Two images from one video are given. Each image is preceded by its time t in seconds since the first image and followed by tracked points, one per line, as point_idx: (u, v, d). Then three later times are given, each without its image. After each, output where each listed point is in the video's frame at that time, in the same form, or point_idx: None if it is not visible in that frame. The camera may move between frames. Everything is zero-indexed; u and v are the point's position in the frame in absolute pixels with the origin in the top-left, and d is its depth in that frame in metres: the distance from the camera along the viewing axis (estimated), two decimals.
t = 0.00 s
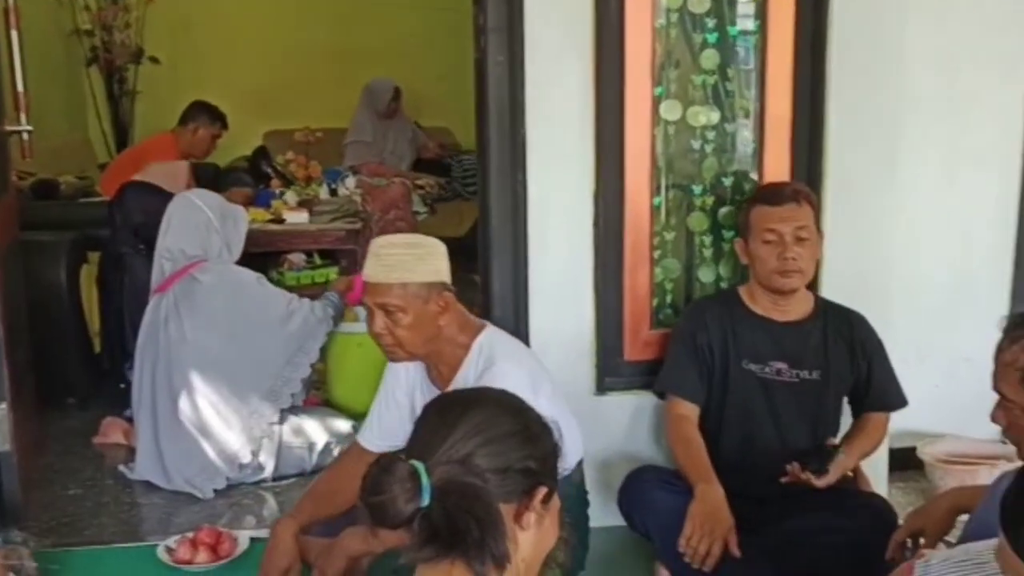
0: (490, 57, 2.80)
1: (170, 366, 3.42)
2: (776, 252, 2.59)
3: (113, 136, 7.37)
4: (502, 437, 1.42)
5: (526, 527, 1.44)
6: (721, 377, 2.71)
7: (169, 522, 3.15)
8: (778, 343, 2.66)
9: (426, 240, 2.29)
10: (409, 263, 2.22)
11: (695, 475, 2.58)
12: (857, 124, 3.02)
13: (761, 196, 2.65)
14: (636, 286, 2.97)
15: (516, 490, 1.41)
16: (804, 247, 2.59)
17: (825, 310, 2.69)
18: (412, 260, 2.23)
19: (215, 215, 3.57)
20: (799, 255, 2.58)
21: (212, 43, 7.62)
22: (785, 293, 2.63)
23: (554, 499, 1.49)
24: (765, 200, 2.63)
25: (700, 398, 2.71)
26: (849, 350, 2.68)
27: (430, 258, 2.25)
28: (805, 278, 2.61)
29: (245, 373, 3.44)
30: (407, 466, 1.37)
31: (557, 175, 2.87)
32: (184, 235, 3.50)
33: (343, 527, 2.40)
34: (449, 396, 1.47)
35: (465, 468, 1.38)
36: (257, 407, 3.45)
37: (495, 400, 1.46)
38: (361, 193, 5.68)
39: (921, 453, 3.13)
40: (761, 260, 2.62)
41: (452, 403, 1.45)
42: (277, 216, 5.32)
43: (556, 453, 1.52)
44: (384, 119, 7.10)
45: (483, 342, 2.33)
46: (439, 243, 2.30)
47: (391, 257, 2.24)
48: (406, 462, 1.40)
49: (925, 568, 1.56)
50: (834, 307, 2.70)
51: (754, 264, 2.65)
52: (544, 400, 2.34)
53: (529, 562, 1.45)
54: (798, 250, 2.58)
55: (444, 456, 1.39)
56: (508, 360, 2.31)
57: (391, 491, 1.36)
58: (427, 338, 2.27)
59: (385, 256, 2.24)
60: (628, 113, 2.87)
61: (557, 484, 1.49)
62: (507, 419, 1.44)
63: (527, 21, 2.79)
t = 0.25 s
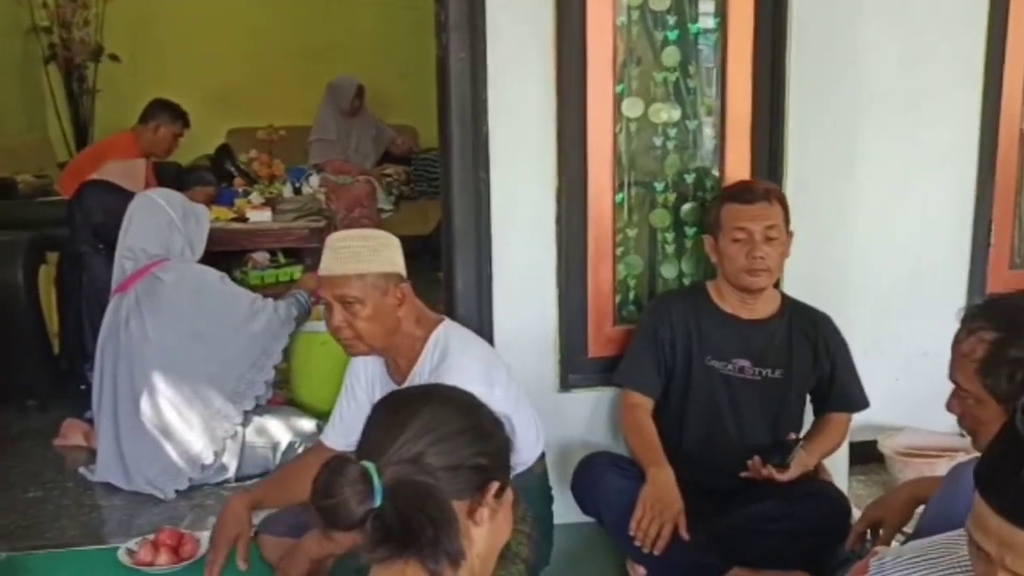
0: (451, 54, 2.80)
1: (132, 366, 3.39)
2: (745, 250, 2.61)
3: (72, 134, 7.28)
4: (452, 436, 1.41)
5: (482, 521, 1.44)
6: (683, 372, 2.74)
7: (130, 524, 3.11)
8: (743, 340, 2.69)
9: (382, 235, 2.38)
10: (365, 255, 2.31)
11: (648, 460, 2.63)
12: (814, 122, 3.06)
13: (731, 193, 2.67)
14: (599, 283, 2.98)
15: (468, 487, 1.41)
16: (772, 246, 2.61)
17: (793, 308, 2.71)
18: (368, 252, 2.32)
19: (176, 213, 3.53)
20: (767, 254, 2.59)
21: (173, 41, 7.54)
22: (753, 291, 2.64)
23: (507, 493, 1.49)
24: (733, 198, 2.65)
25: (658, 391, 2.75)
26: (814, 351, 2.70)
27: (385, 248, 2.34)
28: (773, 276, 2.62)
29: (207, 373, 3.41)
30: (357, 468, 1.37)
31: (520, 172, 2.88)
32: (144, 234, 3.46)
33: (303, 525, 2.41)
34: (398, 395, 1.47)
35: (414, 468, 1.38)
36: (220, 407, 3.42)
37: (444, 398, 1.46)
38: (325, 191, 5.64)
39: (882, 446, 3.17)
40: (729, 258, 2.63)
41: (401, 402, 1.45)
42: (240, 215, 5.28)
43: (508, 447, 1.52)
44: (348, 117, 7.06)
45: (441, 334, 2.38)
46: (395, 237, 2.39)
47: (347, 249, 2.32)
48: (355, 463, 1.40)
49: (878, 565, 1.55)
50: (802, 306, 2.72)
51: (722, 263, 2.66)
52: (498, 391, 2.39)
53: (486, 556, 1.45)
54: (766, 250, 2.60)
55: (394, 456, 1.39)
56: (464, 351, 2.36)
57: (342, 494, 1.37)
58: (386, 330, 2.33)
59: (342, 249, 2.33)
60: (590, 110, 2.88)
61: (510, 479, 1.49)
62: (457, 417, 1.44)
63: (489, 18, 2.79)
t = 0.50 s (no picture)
0: (422, 50, 2.79)
1: (105, 365, 3.36)
2: (713, 243, 2.62)
3: (41, 134, 7.21)
4: (415, 437, 1.50)
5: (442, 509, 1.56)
6: (656, 367, 2.76)
7: (103, 525, 3.09)
8: (714, 334, 2.71)
9: (358, 227, 2.38)
10: (341, 246, 2.33)
11: (623, 458, 2.65)
12: (784, 112, 3.08)
13: (700, 187, 2.69)
14: (573, 277, 2.99)
15: (430, 483, 1.50)
16: (741, 239, 2.62)
17: (764, 300, 2.73)
18: (343, 244, 2.33)
19: (150, 212, 3.51)
20: (737, 246, 2.61)
21: (142, 39, 7.48)
22: (723, 285, 2.65)
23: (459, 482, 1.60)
24: (702, 192, 2.67)
25: (632, 387, 2.77)
26: (786, 346, 2.72)
27: (359, 241, 2.35)
28: (744, 270, 2.64)
29: (181, 372, 3.39)
30: (329, 478, 1.41)
31: (491, 167, 2.88)
32: (117, 233, 3.44)
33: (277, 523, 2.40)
34: (358, 394, 1.52)
35: (382, 471, 1.45)
36: (194, 406, 3.40)
37: (404, 396, 1.53)
38: (298, 189, 5.61)
39: (855, 436, 3.19)
40: (699, 252, 2.64)
41: (363, 403, 1.51)
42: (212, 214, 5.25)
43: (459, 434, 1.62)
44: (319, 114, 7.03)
45: (418, 326, 2.39)
46: (370, 230, 2.40)
47: (324, 240, 2.34)
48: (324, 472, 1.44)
49: (850, 559, 1.51)
50: (772, 298, 2.74)
51: (693, 257, 2.67)
52: (471, 382, 2.38)
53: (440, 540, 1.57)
54: (735, 242, 2.61)
55: (356, 462, 1.45)
56: (436, 345, 2.35)
57: (314, 507, 1.39)
58: (361, 323, 2.34)
59: (319, 239, 2.34)
60: (561, 105, 2.89)
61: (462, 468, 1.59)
62: (417, 417, 1.52)
63: (458, 13, 2.79)
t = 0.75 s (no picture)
0: (385, 50, 2.78)
1: (71, 368, 3.30)
2: (661, 243, 2.63)
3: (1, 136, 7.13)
4: (364, 452, 1.53)
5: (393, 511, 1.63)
6: (611, 369, 2.78)
7: (66, 532, 3.06)
8: (661, 333, 2.72)
9: (325, 228, 2.36)
10: (307, 247, 2.30)
11: (583, 464, 2.68)
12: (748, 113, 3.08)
13: (646, 189, 2.69)
14: (539, 278, 2.99)
15: (381, 492, 1.55)
16: (688, 239, 2.63)
17: (715, 299, 2.73)
18: (310, 246, 2.31)
19: (117, 216, 3.45)
20: (683, 246, 2.61)
21: (104, 41, 7.41)
22: (672, 286, 2.66)
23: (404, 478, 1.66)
24: (648, 194, 2.67)
25: (589, 392, 2.76)
26: (736, 339, 2.72)
27: (326, 241, 2.33)
28: (691, 270, 2.65)
29: (150, 376, 3.37)
30: (300, 513, 1.45)
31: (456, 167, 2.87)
32: (83, 237, 3.38)
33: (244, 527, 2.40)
34: (301, 409, 1.53)
35: (334, 491, 1.49)
36: (163, 411, 3.38)
37: (349, 409, 1.54)
38: (264, 190, 5.53)
39: (820, 432, 3.22)
40: (647, 253, 2.65)
41: (308, 420, 1.52)
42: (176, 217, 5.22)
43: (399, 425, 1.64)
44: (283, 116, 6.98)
45: (386, 327, 2.38)
46: (337, 230, 2.38)
47: (291, 241, 2.32)
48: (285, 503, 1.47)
49: (814, 556, 1.49)
50: (724, 297, 2.74)
51: (641, 258, 2.68)
52: (438, 382, 2.36)
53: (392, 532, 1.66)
54: (682, 242, 2.61)
55: (317, 485, 1.49)
56: (404, 346, 2.34)
57: (286, 545, 1.43)
58: (329, 325, 2.33)
59: (286, 240, 2.32)
60: (525, 106, 2.89)
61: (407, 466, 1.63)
62: (361, 429, 1.54)
63: (421, 14, 2.78)
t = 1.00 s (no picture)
0: (341, 44, 2.76)
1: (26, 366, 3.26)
2: (599, 246, 2.64)
3: None
4: (295, 460, 1.42)
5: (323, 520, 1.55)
6: (557, 370, 2.79)
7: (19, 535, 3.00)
8: (605, 332, 2.75)
9: (282, 225, 2.34)
10: (264, 244, 2.28)
11: (538, 462, 2.68)
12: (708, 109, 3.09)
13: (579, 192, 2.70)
14: (498, 274, 2.99)
15: (315, 500, 1.45)
16: (625, 241, 2.64)
17: (656, 294, 2.76)
18: (266, 242, 2.29)
19: (74, 214, 3.37)
20: (622, 247, 2.62)
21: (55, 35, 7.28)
22: (613, 286, 2.68)
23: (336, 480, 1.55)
24: (582, 195, 2.68)
25: (538, 396, 2.78)
26: (683, 338, 2.75)
27: (283, 237, 2.31)
28: (631, 268, 2.66)
29: (106, 374, 3.33)
30: (231, 538, 1.32)
31: (414, 161, 2.86)
32: (38, 235, 3.29)
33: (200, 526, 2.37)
34: (221, 419, 1.41)
35: (266, 505, 1.38)
36: (119, 409, 3.35)
37: (275, 415, 1.43)
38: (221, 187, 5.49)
39: (778, 425, 3.25)
40: (586, 256, 2.66)
41: (229, 431, 1.40)
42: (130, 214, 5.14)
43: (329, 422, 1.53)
44: (240, 112, 6.91)
45: (343, 326, 2.35)
46: (294, 228, 2.36)
47: (248, 237, 2.29)
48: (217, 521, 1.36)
49: (772, 551, 1.50)
50: (666, 292, 2.76)
51: (581, 259, 2.69)
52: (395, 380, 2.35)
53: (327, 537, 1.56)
54: (620, 243, 2.63)
55: (245, 504, 1.37)
56: (361, 344, 2.32)
57: (218, 573, 1.29)
58: (285, 322, 2.31)
59: (242, 237, 2.29)
60: (484, 102, 2.89)
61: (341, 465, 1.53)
62: (290, 437, 1.43)
63: (377, 8, 2.77)
